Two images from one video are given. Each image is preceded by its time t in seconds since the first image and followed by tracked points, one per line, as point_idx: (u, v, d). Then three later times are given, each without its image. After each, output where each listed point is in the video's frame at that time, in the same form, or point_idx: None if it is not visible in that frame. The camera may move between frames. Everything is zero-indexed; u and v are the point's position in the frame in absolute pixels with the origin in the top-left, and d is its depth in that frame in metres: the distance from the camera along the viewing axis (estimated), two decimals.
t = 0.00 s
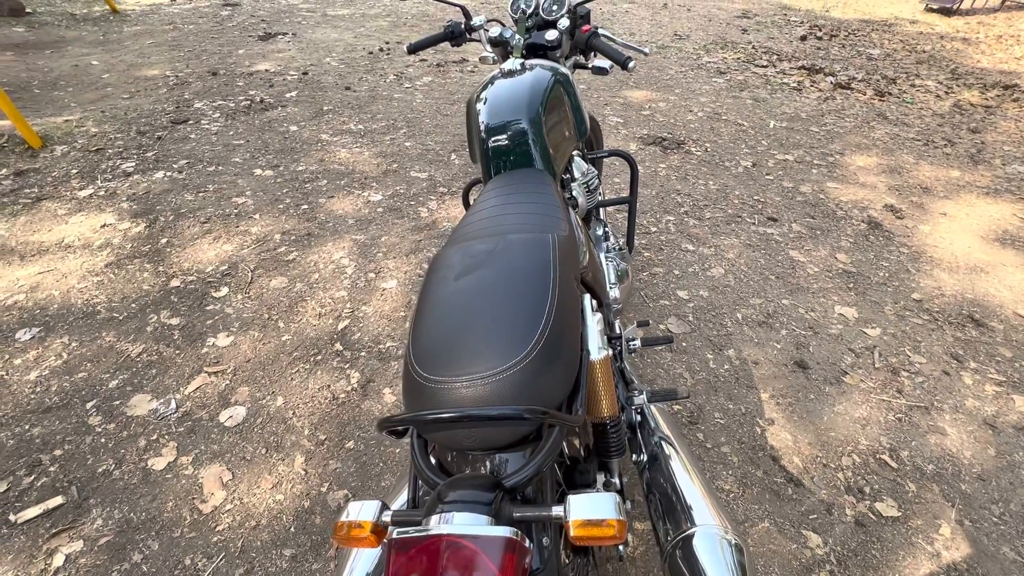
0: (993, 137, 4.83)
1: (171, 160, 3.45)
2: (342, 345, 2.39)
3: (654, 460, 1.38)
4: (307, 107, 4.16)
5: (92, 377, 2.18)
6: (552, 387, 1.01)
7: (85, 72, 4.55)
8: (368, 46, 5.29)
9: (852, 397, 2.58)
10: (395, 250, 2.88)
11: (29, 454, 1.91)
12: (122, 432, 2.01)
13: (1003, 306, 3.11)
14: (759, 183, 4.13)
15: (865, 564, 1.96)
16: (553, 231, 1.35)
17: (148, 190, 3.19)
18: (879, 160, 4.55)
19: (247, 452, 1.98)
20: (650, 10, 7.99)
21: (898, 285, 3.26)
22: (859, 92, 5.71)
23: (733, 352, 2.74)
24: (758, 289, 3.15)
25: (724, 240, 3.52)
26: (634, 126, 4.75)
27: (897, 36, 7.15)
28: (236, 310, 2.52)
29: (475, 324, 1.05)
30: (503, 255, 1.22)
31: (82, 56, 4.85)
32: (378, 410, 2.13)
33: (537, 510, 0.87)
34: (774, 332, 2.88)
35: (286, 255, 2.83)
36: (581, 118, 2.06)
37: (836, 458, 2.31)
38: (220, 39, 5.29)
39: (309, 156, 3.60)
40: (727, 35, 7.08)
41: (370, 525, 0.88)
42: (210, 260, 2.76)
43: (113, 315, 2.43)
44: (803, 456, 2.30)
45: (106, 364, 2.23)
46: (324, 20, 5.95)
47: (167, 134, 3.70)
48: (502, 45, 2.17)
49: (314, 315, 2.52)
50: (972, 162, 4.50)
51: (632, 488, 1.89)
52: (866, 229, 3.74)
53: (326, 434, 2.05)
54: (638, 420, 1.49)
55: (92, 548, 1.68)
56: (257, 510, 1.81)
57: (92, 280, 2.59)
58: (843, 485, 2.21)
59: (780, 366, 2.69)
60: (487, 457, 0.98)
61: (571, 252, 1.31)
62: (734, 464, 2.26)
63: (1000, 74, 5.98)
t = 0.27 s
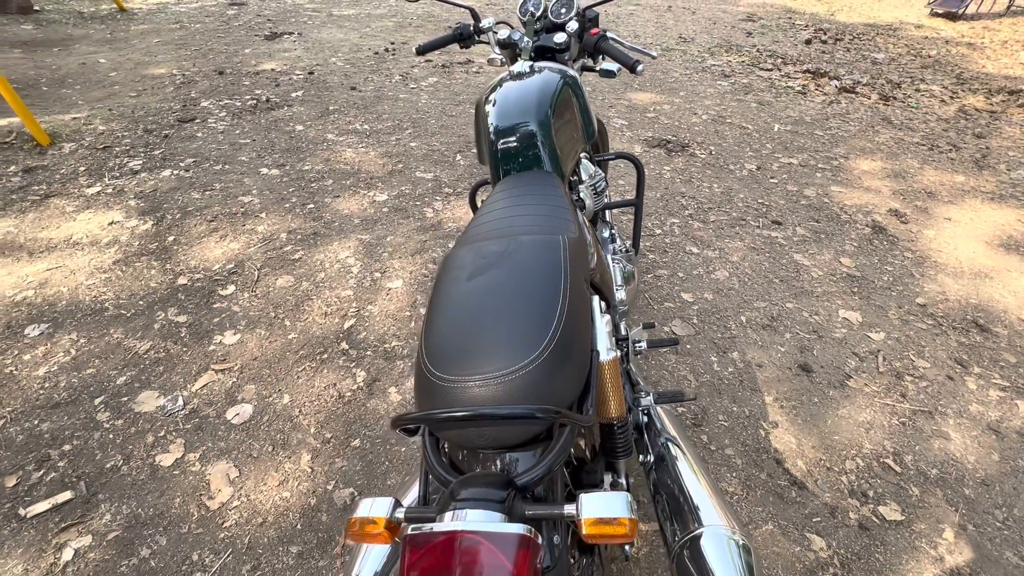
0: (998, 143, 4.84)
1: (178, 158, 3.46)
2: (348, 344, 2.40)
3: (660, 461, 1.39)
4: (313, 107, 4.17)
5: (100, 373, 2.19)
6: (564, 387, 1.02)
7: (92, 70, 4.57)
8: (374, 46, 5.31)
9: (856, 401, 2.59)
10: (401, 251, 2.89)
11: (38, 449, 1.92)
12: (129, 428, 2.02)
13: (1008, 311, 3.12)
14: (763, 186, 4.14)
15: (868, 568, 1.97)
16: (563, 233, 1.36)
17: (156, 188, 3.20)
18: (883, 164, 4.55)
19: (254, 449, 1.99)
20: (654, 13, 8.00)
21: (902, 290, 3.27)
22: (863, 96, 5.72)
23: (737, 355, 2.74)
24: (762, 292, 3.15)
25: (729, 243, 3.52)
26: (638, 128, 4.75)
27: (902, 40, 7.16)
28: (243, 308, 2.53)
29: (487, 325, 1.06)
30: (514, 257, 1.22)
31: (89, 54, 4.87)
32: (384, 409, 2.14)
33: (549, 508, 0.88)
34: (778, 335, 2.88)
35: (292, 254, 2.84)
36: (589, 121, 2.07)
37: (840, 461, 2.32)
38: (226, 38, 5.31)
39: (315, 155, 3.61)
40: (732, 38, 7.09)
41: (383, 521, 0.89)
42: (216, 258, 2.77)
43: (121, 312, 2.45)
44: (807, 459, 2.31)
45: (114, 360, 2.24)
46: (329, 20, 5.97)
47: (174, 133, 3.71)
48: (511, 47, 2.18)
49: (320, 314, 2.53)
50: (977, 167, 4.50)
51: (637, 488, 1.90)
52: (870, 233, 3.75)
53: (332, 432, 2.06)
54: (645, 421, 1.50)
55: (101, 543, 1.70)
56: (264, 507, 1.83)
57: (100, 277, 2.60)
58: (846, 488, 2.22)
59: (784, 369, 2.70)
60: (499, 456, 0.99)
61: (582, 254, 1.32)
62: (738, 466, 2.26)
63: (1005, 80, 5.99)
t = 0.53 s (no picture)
0: (1004, 146, 4.84)
1: (187, 157, 3.48)
2: (356, 342, 2.41)
3: (670, 458, 1.40)
4: (320, 107, 4.19)
5: (111, 369, 2.21)
6: (580, 382, 1.03)
7: (100, 69, 4.59)
8: (380, 47, 5.33)
9: (862, 402, 2.60)
10: (408, 250, 2.91)
11: (51, 443, 1.94)
12: (141, 423, 2.04)
13: (1014, 314, 3.13)
14: (769, 188, 4.15)
15: (874, 567, 1.98)
16: (576, 232, 1.37)
17: (165, 186, 3.22)
18: (889, 166, 4.56)
19: (264, 445, 2.02)
20: (659, 14, 8.01)
21: (908, 292, 3.28)
22: (869, 98, 5.72)
23: (743, 355, 2.74)
24: (768, 293, 3.16)
25: (735, 244, 3.53)
26: (644, 129, 4.76)
27: (907, 43, 7.16)
28: (252, 306, 2.55)
29: (504, 321, 1.07)
30: (529, 255, 1.24)
31: (98, 54, 4.89)
32: (393, 407, 2.15)
33: (567, 500, 0.89)
34: (784, 336, 2.89)
35: (300, 253, 2.85)
36: (598, 122, 2.09)
37: (846, 462, 2.33)
38: (233, 38, 5.33)
39: (322, 154, 3.63)
40: (736, 40, 7.10)
41: (403, 512, 0.91)
42: (225, 256, 2.79)
43: (131, 309, 2.47)
44: (813, 459, 2.32)
45: (125, 356, 2.26)
46: (336, 20, 5.99)
47: (182, 132, 3.74)
48: (521, 48, 2.20)
49: (329, 312, 2.55)
50: (983, 170, 4.51)
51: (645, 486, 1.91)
52: (875, 236, 3.75)
53: (341, 429, 2.08)
54: (654, 418, 1.52)
55: (115, 536, 1.72)
56: (275, 502, 1.85)
57: (111, 274, 2.62)
58: (852, 488, 2.23)
59: (790, 370, 2.70)
60: (515, 451, 1.01)
61: (595, 253, 1.33)
62: (744, 465, 2.27)
63: (1011, 83, 5.99)
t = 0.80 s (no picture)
0: (1009, 146, 4.83)
1: (194, 157, 3.51)
2: (362, 340, 2.43)
3: (675, 455, 1.42)
4: (325, 107, 4.21)
5: (120, 366, 2.23)
6: (586, 376, 1.04)
7: (108, 70, 4.63)
8: (385, 48, 5.35)
9: (866, 402, 2.60)
10: (413, 249, 2.93)
11: (61, 439, 1.96)
12: (149, 420, 2.06)
13: (1019, 314, 3.13)
14: (773, 188, 4.15)
15: (878, 566, 1.99)
16: (581, 229, 1.39)
17: (172, 186, 3.25)
18: (893, 167, 4.56)
19: (271, 442, 2.04)
20: (663, 15, 8.01)
21: (912, 292, 3.28)
22: (873, 99, 5.72)
23: (747, 355, 2.75)
24: (772, 293, 3.16)
25: (739, 244, 3.53)
26: (648, 129, 4.77)
27: (912, 43, 7.15)
28: (259, 305, 2.57)
29: (511, 317, 1.09)
30: (535, 252, 1.25)
31: (105, 55, 4.93)
32: (398, 404, 2.17)
33: (573, 493, 0.91)
34: (788, 336, 2.89)
35: (306, 252, 2.87)
36: (603, 121, 2.10)
37: (850, 461, 2.33)
38: (239, 39, 5.37)
39: (328, 155, 3.65)
40: (741, 40, 7.10)
41: (411, 504, 0.93)
42: (232, 255, 2.81)
43: (139, 307, 2.49)
44: (817, 459, 2.32)
45: (134, 354, 2.28)
46: (341, 21, 6.03)
47: (189, 132, 3.76)
48: (526, 48, 2.22)
49: (335, 311, 2.57)
50: (988, 171, 4.50)
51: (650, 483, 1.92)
52: (880, 236, 3.75)
53: (347, 426, 2.10)
54: (659, 415, 1.53)
55: (124, 531, 1.74)
56: (281, 498, 1.87)
57: (120, 273, 2.65)
58: (856, 487, 2.24)
59: (794, 369, 2.71)
60: (522, 445, 1.03)
61: (601, 250, 1.34)
62: (747, 464, 2.27)
63: (1017, 83, 5.98)
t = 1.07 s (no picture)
0: (1014, 145, 4.80)
1: (197, 158, 3.54)
2: (361, 338, 2.45)
3: (666, 450, 1.43)
4: (328, 108, 4.24)
5: (122, 364, 2.26)
6: (572, 370, 1.06)
7: (113, 72, 4.68)
8: (387, 49, 5.38)
9: (865, 400, 2.60)
10: (413, 248, 2.95)
11: (63, 435, 1.99)
12: (150, 417, 2.09)
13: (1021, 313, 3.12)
14: (774, 187, 4.15)
15: (874, 564, 1.99)
16: (573, 226, 1.40)
17: (175, 186, 3.28)
18: (896, 166, 4.54)
19: (270, 439, 2.06)
20: (667, 15, 8.00)
21: (913, 291, 3.27)
22: (877, 97, 5.70)
23: (745, 353, 2.75)
24: (772, 292, 3.16)
25: (738, 243, 3.53)
26: (649, 129, 4.77)
27: (917, 41, 7.11)
28: (260, 303, 2.60)
29: (499, 312, 1.10)
30: (526, 248, 1.27)
31: (111, 57, 4.98)
32: (396, 402, 2.19)
33: (557, 485, 0.92)
34: (787, 334, 2.89)
35: (307, 251, 2.90)
36: (599, 120, 2.11)
37: (847, 459, 2.33)
38: (243, 41, 5.41)
39: (330, 155, 3.68)
40: (744, 39, 7.08)
41: (399, 496, 0.94)
42: (234, 254, 2.84)
43: (142, 306, 2.52)
44: (814, 457, 2.32)
45: (136, 351, 2.32)
46: (344, 23, 6.06)
47: (193, 133, 3.80)
48: (523, 48, 2.23)
49: (335, 309, 2.59)
50: (992, 169, 4.47)
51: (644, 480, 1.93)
52: (881, 235, 3.74)
53: (345, 423, 2.12)
54: (651, 412, 1.55)
55: (125, 525, 1.77)
56: (280, 494, 1.90)
57: (123, 272, 2.68)
58: (853, 486, 2.24)
59: (792, 368, 2.71)
60: (509, 439, 1.04)
61: (591, 247, 1.36)
62: (744, 462, 2.27)
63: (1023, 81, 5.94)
